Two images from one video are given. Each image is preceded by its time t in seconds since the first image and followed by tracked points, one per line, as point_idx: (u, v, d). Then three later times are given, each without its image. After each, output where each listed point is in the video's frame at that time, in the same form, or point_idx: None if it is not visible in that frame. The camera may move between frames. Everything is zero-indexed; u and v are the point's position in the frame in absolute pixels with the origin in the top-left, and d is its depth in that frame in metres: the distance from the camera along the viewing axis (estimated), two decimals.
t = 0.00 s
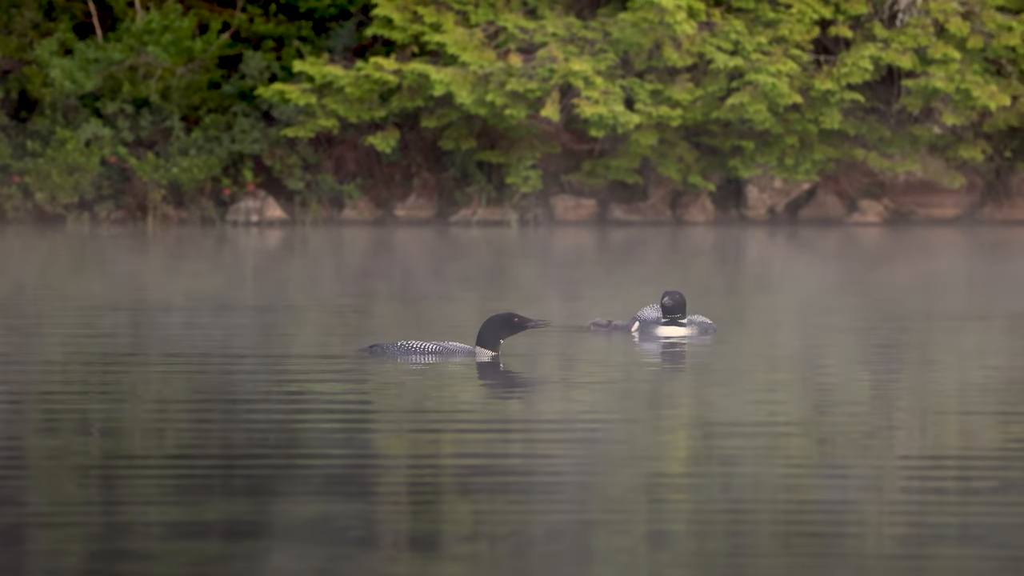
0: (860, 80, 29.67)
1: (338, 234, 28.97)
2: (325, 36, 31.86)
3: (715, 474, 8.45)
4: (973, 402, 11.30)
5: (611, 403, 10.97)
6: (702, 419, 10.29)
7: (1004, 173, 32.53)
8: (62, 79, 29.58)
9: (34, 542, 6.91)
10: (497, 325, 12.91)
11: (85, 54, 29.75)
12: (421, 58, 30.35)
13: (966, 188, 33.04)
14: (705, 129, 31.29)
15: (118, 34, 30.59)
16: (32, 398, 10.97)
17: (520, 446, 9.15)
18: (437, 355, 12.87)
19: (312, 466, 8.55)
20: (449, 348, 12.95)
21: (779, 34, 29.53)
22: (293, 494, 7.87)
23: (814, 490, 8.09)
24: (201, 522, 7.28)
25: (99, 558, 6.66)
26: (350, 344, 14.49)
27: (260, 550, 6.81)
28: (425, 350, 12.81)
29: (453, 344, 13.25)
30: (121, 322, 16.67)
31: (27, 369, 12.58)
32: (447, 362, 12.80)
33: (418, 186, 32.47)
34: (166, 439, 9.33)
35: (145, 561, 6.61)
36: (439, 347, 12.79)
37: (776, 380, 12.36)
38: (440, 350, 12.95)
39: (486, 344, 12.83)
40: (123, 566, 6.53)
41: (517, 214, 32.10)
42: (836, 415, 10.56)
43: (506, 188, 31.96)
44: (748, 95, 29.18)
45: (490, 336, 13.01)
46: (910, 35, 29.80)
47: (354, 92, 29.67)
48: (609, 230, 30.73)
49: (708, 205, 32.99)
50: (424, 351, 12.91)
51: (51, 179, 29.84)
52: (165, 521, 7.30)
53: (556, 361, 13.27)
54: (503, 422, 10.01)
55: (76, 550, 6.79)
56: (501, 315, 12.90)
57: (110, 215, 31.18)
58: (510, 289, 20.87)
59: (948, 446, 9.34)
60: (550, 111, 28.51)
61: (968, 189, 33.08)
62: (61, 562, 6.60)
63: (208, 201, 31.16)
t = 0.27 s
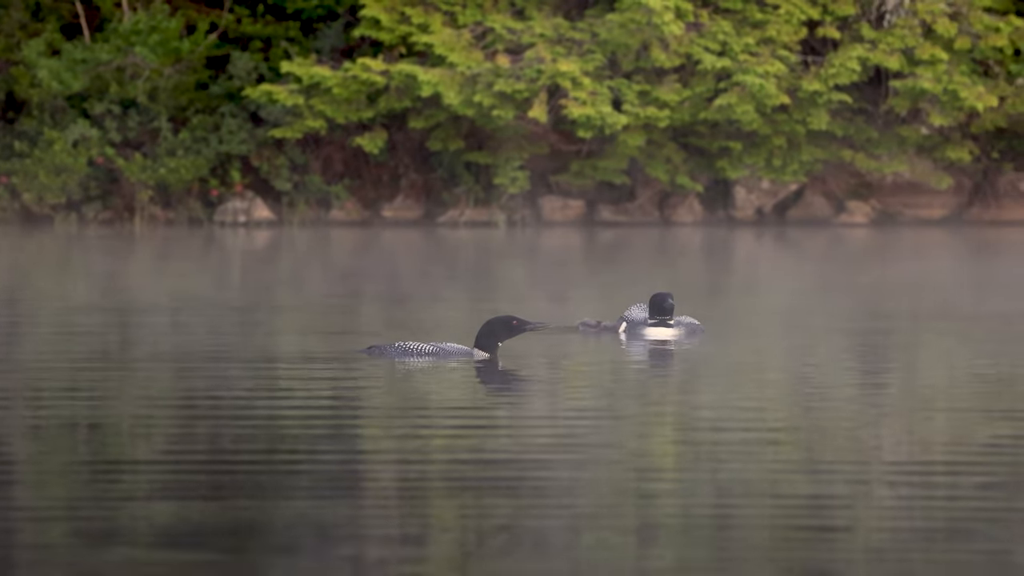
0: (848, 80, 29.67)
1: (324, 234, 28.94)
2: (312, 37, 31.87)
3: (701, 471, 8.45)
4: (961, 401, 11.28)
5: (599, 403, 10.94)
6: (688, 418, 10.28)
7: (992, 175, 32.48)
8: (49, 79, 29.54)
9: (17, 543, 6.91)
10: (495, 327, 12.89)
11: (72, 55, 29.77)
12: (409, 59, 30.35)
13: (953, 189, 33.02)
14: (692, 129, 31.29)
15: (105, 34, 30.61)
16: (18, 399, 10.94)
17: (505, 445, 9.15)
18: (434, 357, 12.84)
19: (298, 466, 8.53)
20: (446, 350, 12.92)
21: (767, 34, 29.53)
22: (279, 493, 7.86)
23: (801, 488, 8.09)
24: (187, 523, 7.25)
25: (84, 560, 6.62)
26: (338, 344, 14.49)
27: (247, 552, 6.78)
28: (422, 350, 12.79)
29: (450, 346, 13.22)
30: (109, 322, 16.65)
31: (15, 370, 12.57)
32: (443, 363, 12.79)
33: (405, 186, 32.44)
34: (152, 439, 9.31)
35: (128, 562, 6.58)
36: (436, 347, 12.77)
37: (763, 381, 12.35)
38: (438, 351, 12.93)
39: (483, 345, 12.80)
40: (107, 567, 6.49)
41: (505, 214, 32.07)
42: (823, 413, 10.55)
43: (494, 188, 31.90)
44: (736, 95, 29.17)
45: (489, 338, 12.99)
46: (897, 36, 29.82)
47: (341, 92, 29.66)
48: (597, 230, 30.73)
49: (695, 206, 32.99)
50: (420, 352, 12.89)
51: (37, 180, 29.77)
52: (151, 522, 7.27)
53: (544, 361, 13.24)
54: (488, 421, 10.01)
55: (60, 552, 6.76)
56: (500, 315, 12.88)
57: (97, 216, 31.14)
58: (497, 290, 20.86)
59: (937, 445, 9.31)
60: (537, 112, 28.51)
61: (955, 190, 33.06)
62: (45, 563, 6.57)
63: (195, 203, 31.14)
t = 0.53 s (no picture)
0: (836, 80, 29.66)
1: (314, 235, 28.92)
2: (301, 36, 31.87)
3: (692, 471, 8.44)
4: (950, 401, 11.29)
5: (588, 402, 10.95)
6: (679, 417, 10.28)
7: (980, 175, 32.46)
8: (37, 79, 29.40)
9: (8, 543, 6.89)
10: (493, 328, 12.91)
11: (61, 55, 29.70)
12: (398, 59, 30.34)
13: (942, 189, 33.00)
14: (681, 130, 31.30)
15: (94, 34, 30.63)
16: (8, 399, 10.95)
17: (496, 444, 9.14)
18: (434, 356, 12.87)
19: (289, 465, 8.54)
20: (445, 350, 12.94)
21: (755, 34, 29.53)
22: (269, 493, 7.86)
23: (792, 487, 8.09)
24: (179, 521, 7.27)
25: (77, 559, 6.64)
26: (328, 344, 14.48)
27: (238, 550, 6.80)
28: (421, 350, 12.80)
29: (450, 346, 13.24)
30: (97, 322, 16.62)
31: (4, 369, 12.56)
32: (443, 363, 12.80)
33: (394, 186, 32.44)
34: (142, 439, 9.30)
35: (118, 562, 6.58)
36: (436, 347, 12.79)
37: (753, 380, 12.35)
38: (437, 352, 12.94)
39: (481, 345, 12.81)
40: (99, 565, 6.51)
41: (494, 214, 32.07)
42: (813, 413, 10.55)
43: (482, 188, 31.89)
44: (724, 96, 29.17)
45: (487, 338, 13.01)
46: (886, 35, 29.83)
47: (330, 92, 29.65)
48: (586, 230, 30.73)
49: (683, 206, 32.99)
50: (420, 352, 12.90)
51: (26, 179, 29.68)
52: (143, 520, 7.29)
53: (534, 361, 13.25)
54: (478, 420, 10.00)
55: (52, 550, 6.77)
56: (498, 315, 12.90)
57: (85, 216, 31.10)
58: (487, 290, 20.85)
59: (925, 444, 9.33)
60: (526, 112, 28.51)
61: (943, 190, 33.04)
62: (36, 562, 6.59)
63: (184, 203, 31.12)
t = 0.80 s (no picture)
0: (826, 79, 29.66)
1: (304, 234, 28.92)
2: (291, 36, 31.84)
3: (681, 471, 8.41)
4: (941, 400, 11.27)
5: (577, 401, 10.93)
6: (669, 416, 10.26)
7: (971, 174, 32.46)
8: (27, 78, 29.34)
9: None
10: (492, 326, 12.88)
11: (51, 53, 29.56)
12: (388, 58, 30.33)
13: (932, 188, 32.99)
14: (671, 129, 31.31)
15: (83, 33, 30.48)
16: None
17: (486, 443, 9.11)
18: (432, 357, 12.80)
19: (275, 463, 8.53)
20: (445, 350, 12.90)
21: (745, 34, 29.54)
22: (256, 493, 7.82)
23: (781, 486, 8.06)
24: (163, 520, 7.26)
25: (61, 557, 6.63)
26: (318, 344, 14.44)
27: (225, 551, 6.76)
28: (421, 350, 12.77)
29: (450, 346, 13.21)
30: (86, 322, 16.58)
31: None
32: (442, 363, 12.77)
33: (384, 185, 32.43)
34: (130, 439, 9.27)
35: (105, 563, 6.54)
36: (436, 347, 12.75)
37: (743, 380, 12.32)
38: (437, 351, 12.91)
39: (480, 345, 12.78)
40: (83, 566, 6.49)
41: (483, 214, 32.12)
42: (802, 412, 10.52)
43: (471, 188, 31.84)
44: (714, 95, 29.16)
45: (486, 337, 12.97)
46: (876, 34, 29.84)
47: (320, 92, 29.65)
48: (576, 229, 30.74)
49: (674, 205, 32.99)
50: (420, 352, 12.87)
51: (16, 178, 29.64)
52: (129, 519, 7.27)
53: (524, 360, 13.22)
54: (468, 419, 9.97)
55: (36, 548, 6.76)
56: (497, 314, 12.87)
57: (75, 215, 31.07)
58: (477, 289, 20.84)
59: (915, 444, 9.31)
60: (516, 111, 28.53)
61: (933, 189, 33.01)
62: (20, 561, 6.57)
63: (174, 202, 31.09)
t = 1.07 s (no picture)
0: (818, 78, 29.68)
1: (296, 232, 28.91)
2: (283, 34, 31.84)
3: (673, 467, 8.42)
4: (932, 398, 11.29)
5: (568, 399, 10.95)
6: (661, 413, 10.27)
7: (962, 172, 32.46)
8: (19, 76, 29.35)
9: None
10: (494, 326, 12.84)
11: (42, 52, 29.53)
12: (380, 56, 30.34)
13: (924, 186, 32.97)
14: (663, 128, 31.31)
15: (75, 32, 30.42)
16: None
17: (477, 440, 9.12)
18: (435, 355, 12.76)
19: (266, 459, 8.56)
20: (448, 348, 12.86)
21: (737, 32, 29.55)
22: (248, 488, 7.83)
23: (773, 482, 8.08)
24: (154, 515, 7.29)
25: (52, 552, 6.66)
26: (310, 343, 14.45)
27: (216, 546, 6.78)
28: (423, 349, 12.73)
29: (454, 345, 13.20)
30: (79, 320, 16.58)
31: None
32: (445, 361, 12.72)
33: (377, 184, 32.40)
34: (123, 435, 9.28)
35: (97, 559, 6.55)
36: (438, 345, 12.71)
37: (734, 378, 12.33)
38: (440, 349, 12.87)
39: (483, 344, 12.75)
40: (73, 562, 6.52)
41: (476, 213, 32.05)
42: (794, 410, 10.54)
43: (464, 186, 31.81)
44: (706, 93, 29.15)
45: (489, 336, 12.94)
46: (868, 33, 29.86)
47: (312, 90, 29.65)
48: (568, 228, 30.73)
49: (666, 203, 32.96)
50: (423, 351, 12.83)
51: (8, 177, 29.63)
52: (120, 514, 7.30)
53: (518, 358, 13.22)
54: (460, 416, 9.98)
55: (27, 544, 6.79)
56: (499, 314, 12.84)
57: (68, 214, 31.06)
58: (470, 288, 20.83)
59: (905, 441, 9.33)
60: (508, 110, 28.53)
61: (925, 187, 33.00)
62: (12, 556, 6.60)
63: (166, 200, 31.09)
